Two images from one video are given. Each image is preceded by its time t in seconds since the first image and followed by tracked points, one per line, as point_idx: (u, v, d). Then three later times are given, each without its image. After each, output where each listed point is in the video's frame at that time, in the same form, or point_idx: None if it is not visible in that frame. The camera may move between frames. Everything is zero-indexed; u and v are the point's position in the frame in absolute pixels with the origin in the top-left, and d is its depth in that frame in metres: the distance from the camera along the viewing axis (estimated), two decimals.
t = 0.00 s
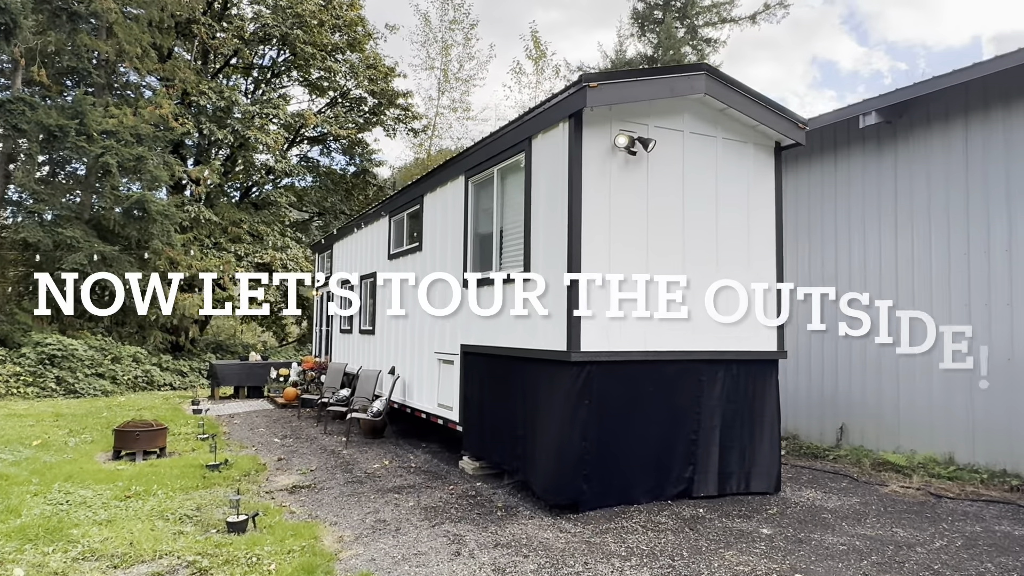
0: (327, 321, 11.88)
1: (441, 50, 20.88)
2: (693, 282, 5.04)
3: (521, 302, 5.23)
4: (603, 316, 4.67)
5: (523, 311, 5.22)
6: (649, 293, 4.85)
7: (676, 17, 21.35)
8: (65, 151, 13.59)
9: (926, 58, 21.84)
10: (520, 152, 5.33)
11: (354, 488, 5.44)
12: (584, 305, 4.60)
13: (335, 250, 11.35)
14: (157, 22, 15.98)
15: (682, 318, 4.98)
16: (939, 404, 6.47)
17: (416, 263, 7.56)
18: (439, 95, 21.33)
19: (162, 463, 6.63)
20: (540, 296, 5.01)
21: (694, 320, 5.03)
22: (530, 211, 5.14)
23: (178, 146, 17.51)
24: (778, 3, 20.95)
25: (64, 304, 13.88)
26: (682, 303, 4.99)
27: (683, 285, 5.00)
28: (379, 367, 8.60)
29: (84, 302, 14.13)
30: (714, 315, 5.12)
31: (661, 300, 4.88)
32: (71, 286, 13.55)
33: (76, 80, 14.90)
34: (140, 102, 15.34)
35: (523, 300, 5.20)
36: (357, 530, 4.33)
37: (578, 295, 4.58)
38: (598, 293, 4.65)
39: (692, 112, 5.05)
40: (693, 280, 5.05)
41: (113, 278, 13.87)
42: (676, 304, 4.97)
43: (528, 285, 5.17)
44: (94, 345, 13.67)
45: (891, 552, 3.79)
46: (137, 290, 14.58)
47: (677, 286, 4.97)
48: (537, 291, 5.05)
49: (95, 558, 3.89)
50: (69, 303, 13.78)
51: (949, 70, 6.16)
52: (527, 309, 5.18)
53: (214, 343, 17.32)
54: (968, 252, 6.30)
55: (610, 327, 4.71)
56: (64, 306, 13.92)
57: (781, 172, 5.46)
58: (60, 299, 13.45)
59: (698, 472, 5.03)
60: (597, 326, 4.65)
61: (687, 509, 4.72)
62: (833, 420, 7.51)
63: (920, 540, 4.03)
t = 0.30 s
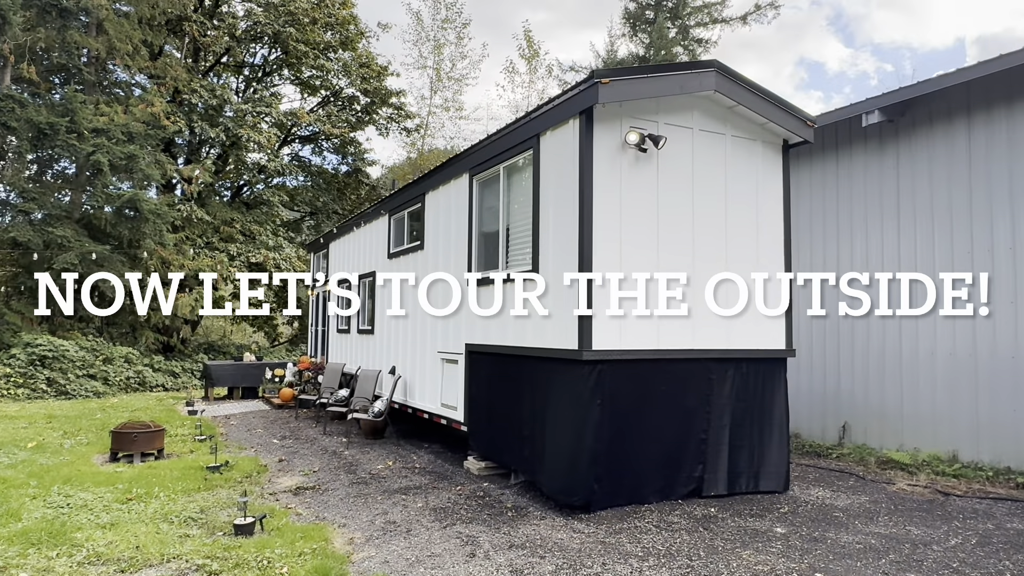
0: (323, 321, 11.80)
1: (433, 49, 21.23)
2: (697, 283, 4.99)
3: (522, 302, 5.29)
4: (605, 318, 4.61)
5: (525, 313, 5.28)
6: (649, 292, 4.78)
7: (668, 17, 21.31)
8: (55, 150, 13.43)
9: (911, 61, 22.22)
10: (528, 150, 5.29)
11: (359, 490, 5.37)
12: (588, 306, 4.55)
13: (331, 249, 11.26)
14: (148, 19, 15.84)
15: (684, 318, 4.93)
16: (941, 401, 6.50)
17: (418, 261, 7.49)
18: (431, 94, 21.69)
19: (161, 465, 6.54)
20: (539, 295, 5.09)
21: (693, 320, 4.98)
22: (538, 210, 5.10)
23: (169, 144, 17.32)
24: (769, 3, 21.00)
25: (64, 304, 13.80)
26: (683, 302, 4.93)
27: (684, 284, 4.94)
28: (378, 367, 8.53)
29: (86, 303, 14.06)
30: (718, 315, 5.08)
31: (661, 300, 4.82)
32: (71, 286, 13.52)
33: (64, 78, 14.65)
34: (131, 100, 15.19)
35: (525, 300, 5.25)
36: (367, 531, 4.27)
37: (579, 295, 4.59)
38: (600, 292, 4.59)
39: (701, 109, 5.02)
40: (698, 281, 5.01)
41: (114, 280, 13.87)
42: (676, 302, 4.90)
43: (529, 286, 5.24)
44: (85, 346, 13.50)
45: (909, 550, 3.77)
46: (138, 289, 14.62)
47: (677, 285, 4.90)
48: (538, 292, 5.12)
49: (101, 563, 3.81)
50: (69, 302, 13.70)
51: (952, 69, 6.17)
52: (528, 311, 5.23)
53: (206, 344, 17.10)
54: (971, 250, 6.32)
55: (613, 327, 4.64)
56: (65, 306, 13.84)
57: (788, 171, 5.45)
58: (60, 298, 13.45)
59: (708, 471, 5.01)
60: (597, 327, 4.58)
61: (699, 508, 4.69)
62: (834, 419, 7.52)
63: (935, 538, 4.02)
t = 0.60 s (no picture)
0: (316, 323, 11.71)
1: (423, 48, 21.20)
2: (697, 284, 4.96)
3: (521, 302, 5.29)
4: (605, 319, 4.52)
5: (523, 312, 5.28)
6: (649, 293, 4.74)
7: (657, 18, 21.50)
8: (41, 149, 13.27)
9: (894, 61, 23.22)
10: (532, 149, 5.24)
11: (362, 494, 5.30)
12: (590, 307, 4.52)
13: (325, 249, 11.15)
14: (135, 17, 15.64)
15: (685, 319, 4.89)
16: (942, 401, 6.52)
17: (416, 262, 7.43)
18: (421, 93, 21.66)
19: (156, 470, 6.43)
20: (539, 296, 5.09)
21: (694, 321, 4.94)
22: (542, 210, 5.06)
23: (157, 143, 17.08)
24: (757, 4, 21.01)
25: (64, 304, 13.74)
26: (683, 303, 4.89)
27: (684, 284, 4.90)
28: (375, 368, 8.46)
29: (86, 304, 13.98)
30: (719, 316, 5.05)
31: (662, 302, 4.77)
32: (71, 285, 13.50)
33: (50, 76, 14.42)
34: (118, 99, 15.01)
35: (524, 300, 5.25)
36: (374, 536, 4.21)
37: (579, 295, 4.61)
38: (603, 294, 4.53)
39: (707, 110, 5.00)
40: (699, 282, 4.97)
41: (116, 279, 14.04)
42: (676, 303, 4.86)
43: (528, 286, 5.23)
44: (73, 348, 13.31)
45: (921, 551, 3.76)
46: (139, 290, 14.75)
47: (678, 286, 4.86)
48: (537, 292, 5.11)
49: (102, 572, 3.72)
50: (69, 302, 13.63)
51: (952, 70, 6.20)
52: (527, 311, 5.22)
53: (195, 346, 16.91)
54: (971, 250, 6.34)
55: (613, 328, 4.57)
56: (64, 305, 13.79)
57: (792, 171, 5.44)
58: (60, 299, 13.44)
59: (714, 472, 4.99)
60: (598, 329, 4.51)
61: (706, 510, 4.67)
62: (833, 418, 7.54)
63: (945, 539, 4.02)
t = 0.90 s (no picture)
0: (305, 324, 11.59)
1: (410, 48, 21.19)
2: (697, 284, 4.91)
3: (520, 302, 5.23)
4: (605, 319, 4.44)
5: (523, 313, 5.21)
6: (649, 293, 4.68)
7: (643, 19, 21.53)
8: (23, 148, 13.07)
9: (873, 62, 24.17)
10: (531, 145, 5.17)
11: (359, 496, 5.22)
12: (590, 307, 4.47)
13: (314, 249, 11.03)
14: (118, 14, 15.39)
15: (685, 318, 4.84)
16: (942, 402, 6.51)
17: (410, 261, 7.36)
18: (408, 93, 21.68)
19: (146, 474, 6.30)
20: (539, 296, 5.02)
21: (694, 320, 4.89)
22: (542, 208, 4.99)
23: (140, 143, 16.81)
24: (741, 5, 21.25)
25: (64, 304, 13.65)
26: (683, 302, 4.84)
27: (684, 284, 4.85)
28: (368, 369, 8.36)
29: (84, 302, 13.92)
30: (720, 316, 5.01)
31: (662, 302, 4.71)
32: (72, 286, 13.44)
33: (30, 74, 14.17)
34: (101, 97, 14.75)
35: (523, 300, 5.19)
36: (376, 539, 4.12)
37: (578, 295, 4.58)
38: (602, 294, 4.45)
39: (707, 105, 4.97)
40: (699, 282, 4.92)
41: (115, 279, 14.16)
42: (677, 303, 4.81)
43: (527, 285, 5.17)
44: (56, 351, 13.07)
45: (929, 548, 3.75)
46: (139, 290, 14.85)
47: (678, 286, 4.81)
48: (537, 293, 5.04)
49: None
50: (69, 302, 13.55)
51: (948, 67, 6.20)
52: (528, 311, 5.16)
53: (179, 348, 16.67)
54: (971, 250, 6.33)
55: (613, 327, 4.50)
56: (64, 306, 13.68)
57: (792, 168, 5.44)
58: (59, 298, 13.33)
59: (716, 471, 4.96)
60: (598, 329, 4.44)
61: (711, 508, 4.63)
62: (829, 417, 7.54)
63: (951, 535, 4.01)
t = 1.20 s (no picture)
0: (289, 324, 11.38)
1: (391, 46, 20.87)
2: (697, 284, 4.82)
3: (521, 301, 5.12)
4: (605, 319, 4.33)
5: (523, 313, 5.11)
6: (649, 293, 4.57)
7: (625, 19, 21.63)
8: None
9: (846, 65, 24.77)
10: (530, 139, 5.06)
11: (355, 499, 5.08)
12: (591, 307, 4.39)
13: (299, 248, 10.81)
14: (93, 8, 15.04)
15: (685, 318, 4.75)
16: (942, 403, 6.46)
17: (401, 259, 7.22)
18: (389, 91, 21.44)
19: (130, 479, 6.10)
20: (539, 296, 4.92)
21: (695, 320, 4.81)
22: (542, 203, 4.88)
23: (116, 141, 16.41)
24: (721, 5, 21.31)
25: (64, 304, 13.62)
26: (683, 303, 4.75)
27: (684, 284, 4.76)
28: (357, 370, 8.19)
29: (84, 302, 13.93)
30: (719, 317, 4.92)
31: (663, 302, 4.62)
32: (71, 286, 13.41)
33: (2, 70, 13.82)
34: (76, 94, 14.39)
35: (523, 300, 5.09)
36: (377, 544, 3.99)
37: (579, 295, 4.50)
38: (603, 294, 4.35)
39: (708, 98, 4.90)
40: (699, 283, 4.84)
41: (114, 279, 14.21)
42: (677, 304, 4.72)
43: (528, 285, 5.06)
44: (30, 355, 12.75)
45: (941, 544, 3.71)
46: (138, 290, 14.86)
47: (678, 286, 4.72)
48: (538, 292, 4.94)
49: None
50: (69, 302, 13.52)
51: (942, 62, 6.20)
52: (528, 311, 5.05)
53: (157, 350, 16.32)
54: (970, 250, 6.30)
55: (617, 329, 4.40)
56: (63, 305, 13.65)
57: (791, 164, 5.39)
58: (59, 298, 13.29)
59: (719, 468, 4.89)
60: (601, 328, 4.35)
61: (716, 508, 4.56)
62: (823, 413, 7.54)
63: (961, 531, 3.98)
